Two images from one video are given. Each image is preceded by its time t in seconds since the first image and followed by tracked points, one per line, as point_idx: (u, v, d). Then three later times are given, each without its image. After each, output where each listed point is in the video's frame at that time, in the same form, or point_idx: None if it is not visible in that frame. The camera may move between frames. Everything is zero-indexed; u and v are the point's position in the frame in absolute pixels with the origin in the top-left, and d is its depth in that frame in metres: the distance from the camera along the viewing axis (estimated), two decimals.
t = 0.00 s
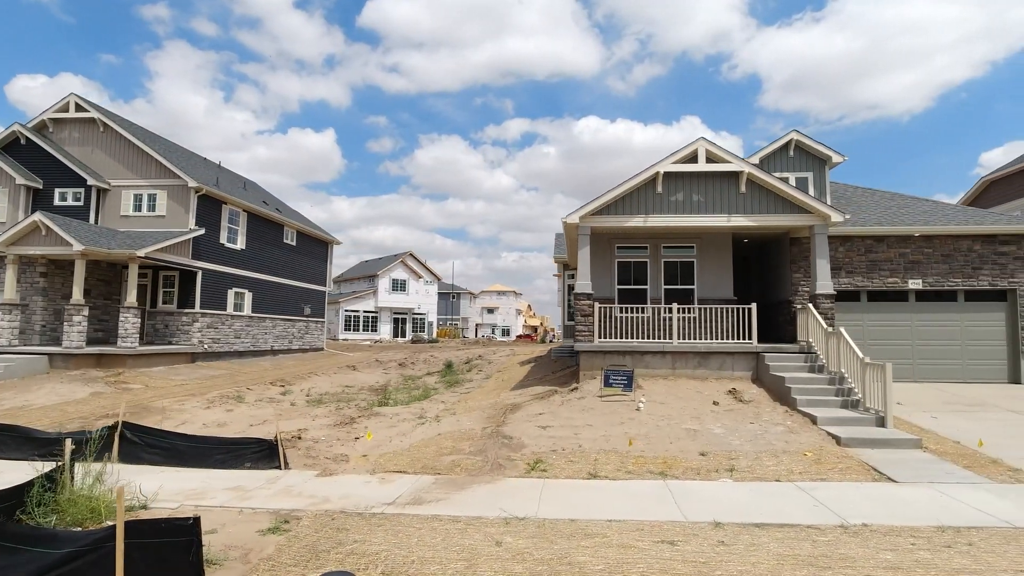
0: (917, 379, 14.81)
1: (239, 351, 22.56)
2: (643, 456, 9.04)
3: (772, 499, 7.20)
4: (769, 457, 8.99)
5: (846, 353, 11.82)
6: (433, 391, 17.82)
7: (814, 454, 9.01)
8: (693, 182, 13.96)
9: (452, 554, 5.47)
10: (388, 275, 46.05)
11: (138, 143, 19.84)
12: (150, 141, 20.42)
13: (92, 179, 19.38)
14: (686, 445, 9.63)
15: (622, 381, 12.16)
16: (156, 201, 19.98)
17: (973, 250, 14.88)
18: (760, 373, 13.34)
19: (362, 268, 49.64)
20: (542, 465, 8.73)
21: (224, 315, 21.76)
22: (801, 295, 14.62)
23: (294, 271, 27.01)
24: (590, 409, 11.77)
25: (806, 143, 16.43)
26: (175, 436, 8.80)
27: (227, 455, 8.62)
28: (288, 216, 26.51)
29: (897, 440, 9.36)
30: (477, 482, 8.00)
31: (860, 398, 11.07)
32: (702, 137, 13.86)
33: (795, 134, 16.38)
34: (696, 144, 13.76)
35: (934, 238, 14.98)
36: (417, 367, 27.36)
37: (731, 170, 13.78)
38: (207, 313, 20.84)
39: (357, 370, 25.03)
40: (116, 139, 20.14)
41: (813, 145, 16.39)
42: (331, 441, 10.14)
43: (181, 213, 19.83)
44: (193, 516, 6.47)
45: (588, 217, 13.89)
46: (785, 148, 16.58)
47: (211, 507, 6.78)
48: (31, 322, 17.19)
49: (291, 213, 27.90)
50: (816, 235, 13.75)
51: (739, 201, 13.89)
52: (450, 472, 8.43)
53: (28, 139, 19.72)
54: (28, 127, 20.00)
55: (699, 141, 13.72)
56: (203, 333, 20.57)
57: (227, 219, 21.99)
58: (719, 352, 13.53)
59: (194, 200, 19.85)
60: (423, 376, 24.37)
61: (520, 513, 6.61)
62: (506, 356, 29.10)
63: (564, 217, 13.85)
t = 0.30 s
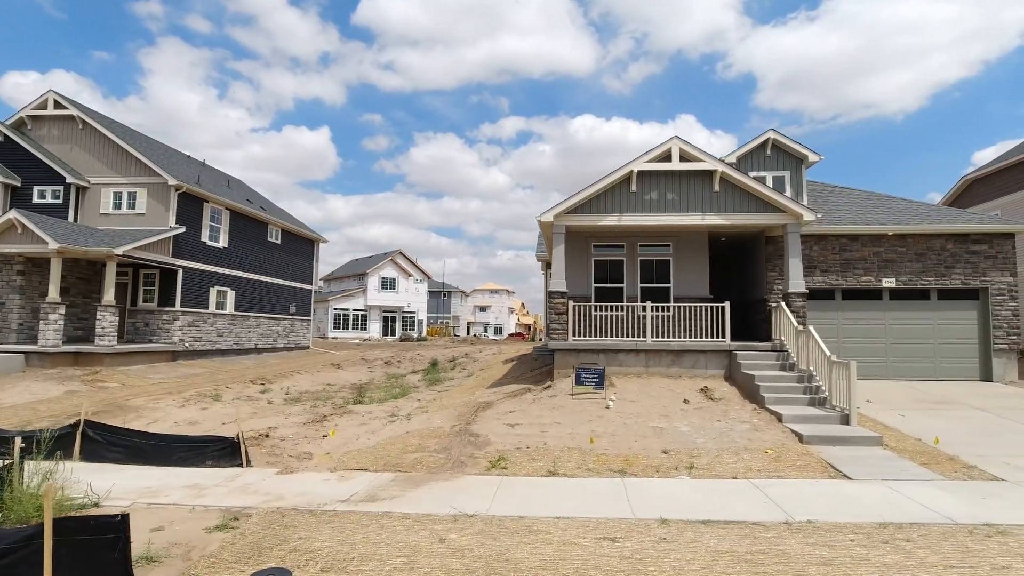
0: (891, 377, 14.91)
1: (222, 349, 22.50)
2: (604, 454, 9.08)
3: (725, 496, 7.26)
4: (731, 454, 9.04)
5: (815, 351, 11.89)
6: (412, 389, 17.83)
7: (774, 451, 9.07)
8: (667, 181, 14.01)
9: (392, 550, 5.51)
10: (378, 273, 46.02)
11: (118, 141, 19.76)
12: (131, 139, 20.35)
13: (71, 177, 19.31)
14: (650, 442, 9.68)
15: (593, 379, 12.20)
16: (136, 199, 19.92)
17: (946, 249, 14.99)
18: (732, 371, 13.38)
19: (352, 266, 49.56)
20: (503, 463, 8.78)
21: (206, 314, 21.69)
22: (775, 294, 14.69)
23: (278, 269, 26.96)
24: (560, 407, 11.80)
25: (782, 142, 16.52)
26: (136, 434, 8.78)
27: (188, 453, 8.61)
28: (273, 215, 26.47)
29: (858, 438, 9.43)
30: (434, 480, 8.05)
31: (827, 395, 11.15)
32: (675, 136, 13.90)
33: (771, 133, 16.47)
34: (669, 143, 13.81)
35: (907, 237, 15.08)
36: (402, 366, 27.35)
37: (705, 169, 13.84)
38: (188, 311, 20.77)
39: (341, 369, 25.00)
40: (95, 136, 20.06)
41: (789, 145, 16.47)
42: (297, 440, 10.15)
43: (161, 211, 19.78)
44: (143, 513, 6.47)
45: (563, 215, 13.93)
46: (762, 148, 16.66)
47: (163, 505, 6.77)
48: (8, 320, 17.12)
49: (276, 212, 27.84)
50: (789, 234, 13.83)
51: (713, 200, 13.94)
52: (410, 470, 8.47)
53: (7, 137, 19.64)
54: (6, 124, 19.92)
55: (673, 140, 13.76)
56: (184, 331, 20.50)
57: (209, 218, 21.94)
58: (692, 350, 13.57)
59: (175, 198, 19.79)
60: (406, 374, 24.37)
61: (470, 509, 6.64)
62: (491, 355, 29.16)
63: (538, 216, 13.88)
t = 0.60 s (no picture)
0: (870, 375, 14.95)
1: (209, 348, 22.51)
2: (570, 452, 9.11)
3: (684, 494, 7.30)
4: (696, 453, 9.07)
5: (789, 350, 11.93)
6: (394, 388, 17.86)
7: (740, 450, 9.11)
8: (645, 180, 14.03)
9: (336, 547, 5.55)
10: (371, 272, 46.05)
11: (102, 140, 19.77)
12: (116, 138, 20.35)
13: (55, 175, 19.33)
14: (619, 441, 9.71)
15: (569, 377, 12.23)
16: (121, 198, 19.92)
17: (925, 249, 15.02)
18: (709, 370, 13.41)
19: (346, 265, 49.58)
20: (469, 461, 8.83)
21: (193, 313, 21.70)
22: (754, 293, 14.72)
23: (267, 268, 26.97)
24: (535, 406, 11.84)
25: (764, 141, 16.55)
26: (104, 432, 8.82)
27: (155, 451, 8.64)
28: (262, 213, 26.48)
29: (825, 436, 9.47)
30: (397, 478, 8.10)
31: (799, 394, 11.19)
32: (653, 135, 13.92)
33: (753, 132, 16.50)
34: (647, 142, 13.83)
35: (886, 236, 15.12)
36: (391, 364, 27.36)
37: (682, 169, 13.85)
38: (174, 310, 20.78)
39: (328, 367, 25.01)
40: (80, 135, 20.06)
41: (770, 144, 16.51)
42: (268, 438, 10.17)
43: (146, 210, 19.78)
44: (99, 510, 6.51)
45: (541, 215, 13.97)
46: (743, 147, 16.70)
47: (121, 502, 6.81)
48: None
49: (265, 211, 27.81)
50: (766, 233, 13.85)
51: (690, 200, 13.96)
52: (374, 468, 8.51)
53: None
54: None
55: (651, 139, 13.77)
56: (170, 330, 20.52)
57: (196, 216, 21.95)
58: (669, 349, 13.60)
59: (160, 197, 19.80)
60: (394, 372, 24.40)
61: (425, 507, 6.68)
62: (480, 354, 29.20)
63: (516, 215, 13.93)
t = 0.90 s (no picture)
0: (855, 374, 14.93)
1: (202, 347, 22.60)
2: (543, 451, 9.13)
3: (649, 492, 7.31)
4: (669, 452, 9.07)
5: (769, 349, 11.92)
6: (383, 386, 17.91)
7: (712, 449, 9.11)
8: (628, 179, 14.02)
9: (290, 544, 5.61)
10: (369, 271, 46.16)
11: (94, 139, 19.85)
12: (108, 138, 20.44)
13: (48, 175, 19.44)
14: (593, 440, 9.73)
15: (549, 376, 12.18)
16: (113, 198, 20.01)
17: (910, 247, 14.98)
18: (692, 369, 13.38)
19: (345, 264, 49.70)
20: (440, 459, 8.87)
21: (185, 312, 21.78)
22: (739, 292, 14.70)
23: (262, 267, 27.05)
24: (515, 405, 11.87)
25: (751, 139, 16.53)
26: (80, 430, 8.89)
27: (129, 449, 8.71)
28: (256, 213, 26.54)
29: (798, 436, 9.48)
30: (366, 476, 8.14)
31: (777, 393, 11.17)
32: (637, 134, 13.90)
33: (740, 131, 16.47)
34: (630, 141, 13.82)
35: (871, 235, 15.07)
36: (385, 363, 27.41)
37: (666, 167, 13.84)
38: (167, 309, 20.86)
39: (322, 366, 25.10)
40: (72, 135, 20.16)
41: (757, 142, 16.48)
42: (245, 436, 10.22)
43: (138, 209, 19.86)
44: (64, 507, 6.57)
45: (524, 214, 14.00)
46: (730, 146, 16.68)
47: (87, 499, 6.87)
48: None
49: (260, 210, 27.90)
50: (750, 232, 13.82)
51: (674, 198, 13.94)
52: (345, 467, 8.56)
53: None
54: None
55: (634, 138, 13.75)
56: (162, 329, 20.61)
57: (188, 216, 22.02)
58: (652, 348, 13.60)
59: (152, 196, 19.88)
60: (386, 371, 24.45)
61: (386, 505, 6.73)
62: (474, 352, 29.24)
63: (500, 214, 13.97)
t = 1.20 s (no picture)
0: (840, 374, 14.90)
1: (196, 345, 22.72)
2: (513, 449, 9.18)
3: (612, 491, 7.33)
4: (640, 450, 9.09)
5: (748, 348, 11.91)
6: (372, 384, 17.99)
7: (683, 448, 9.12)
8: (612, 178, 14.02)
9: (242, 540, 5.68)
10: (368, 270, 46.31)
11: (87, 139, 20.00)
12: (101, 138, 20.58)
13: (41, 175, 19.61)
14: (566, 438, 9.77)
15: (529, 375, 12.20)
16: (106, 197, 20.13)
17: (897, 246, 14.93)
18: (674, 368, 13.37)
19: (344, 263, 49.89)
20: (411, 457, 8.94)
21: (179, 310, 21.90)
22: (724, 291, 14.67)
23: (258, 266, 27.16)
24: (494, 403, 11.91)
25: (738, 138, 16.51)
26: (56, 427, 8.99)
27: (104, 446, 8.80)
28: (251, 212, 26.64)
29: (771, 435, 9.47)
30: (335, 474, 8.19)
31: (755, 392, 11.16)
32: (619, 133, 13.89)
33: (726, 129, 16.47)
34: (613, 140, 13.82)
35: (857, 234, 15.03)
36: (378, 361, 27.46)
37: (649, 166, 13.83)
38: (160, 307, 20.99)
39: (315, 364, 25.18)
40: (65, 135, 20.32)
41: (744, 141, 16.46)
42: (223, 434, 10.31)
43: (130, 209, 19.98)
44: (29, 503, 6.66)
45: (508, 213, 14.04)
46: (717, 144, 16.66)
47: (53, 495, 6.96)
48: None
49: (256, 210, 28.03)
50: (733, 231, 13.78)
51: (657, 197, 13.92)
52: (315, 464, 8.63)
53: None
54: None
55: (617, 137, 13.76)
56: (154, 327, 20.74)
57: (182, 215, 22.12)
58: (635, 346, 13.59)
59: (144, 195, 19.99)
60: (379, 369, 24.50)
61: (347, 502, 6.79)
62: (468, 351, 29.27)
63: (483, 213, 14.01)
